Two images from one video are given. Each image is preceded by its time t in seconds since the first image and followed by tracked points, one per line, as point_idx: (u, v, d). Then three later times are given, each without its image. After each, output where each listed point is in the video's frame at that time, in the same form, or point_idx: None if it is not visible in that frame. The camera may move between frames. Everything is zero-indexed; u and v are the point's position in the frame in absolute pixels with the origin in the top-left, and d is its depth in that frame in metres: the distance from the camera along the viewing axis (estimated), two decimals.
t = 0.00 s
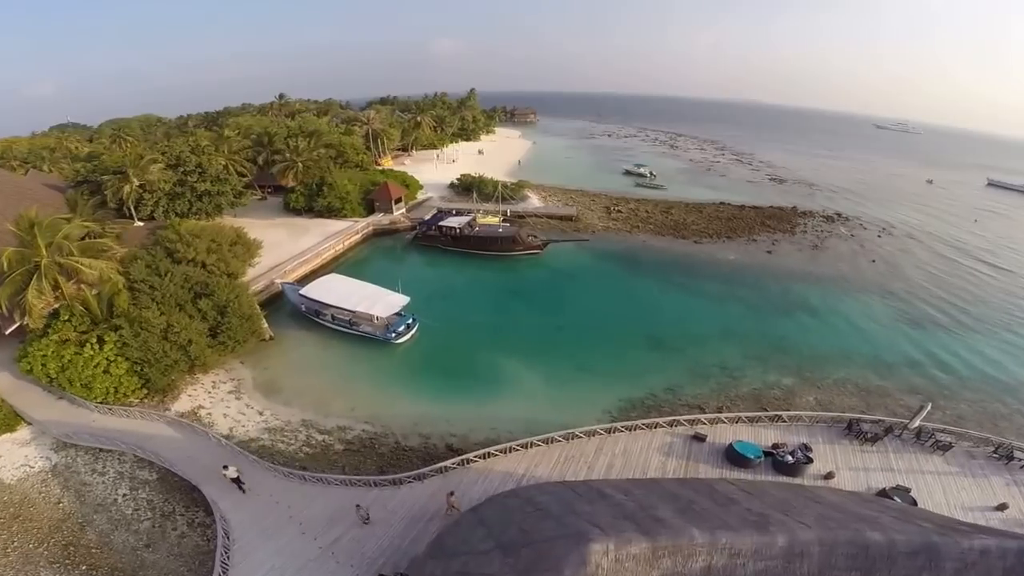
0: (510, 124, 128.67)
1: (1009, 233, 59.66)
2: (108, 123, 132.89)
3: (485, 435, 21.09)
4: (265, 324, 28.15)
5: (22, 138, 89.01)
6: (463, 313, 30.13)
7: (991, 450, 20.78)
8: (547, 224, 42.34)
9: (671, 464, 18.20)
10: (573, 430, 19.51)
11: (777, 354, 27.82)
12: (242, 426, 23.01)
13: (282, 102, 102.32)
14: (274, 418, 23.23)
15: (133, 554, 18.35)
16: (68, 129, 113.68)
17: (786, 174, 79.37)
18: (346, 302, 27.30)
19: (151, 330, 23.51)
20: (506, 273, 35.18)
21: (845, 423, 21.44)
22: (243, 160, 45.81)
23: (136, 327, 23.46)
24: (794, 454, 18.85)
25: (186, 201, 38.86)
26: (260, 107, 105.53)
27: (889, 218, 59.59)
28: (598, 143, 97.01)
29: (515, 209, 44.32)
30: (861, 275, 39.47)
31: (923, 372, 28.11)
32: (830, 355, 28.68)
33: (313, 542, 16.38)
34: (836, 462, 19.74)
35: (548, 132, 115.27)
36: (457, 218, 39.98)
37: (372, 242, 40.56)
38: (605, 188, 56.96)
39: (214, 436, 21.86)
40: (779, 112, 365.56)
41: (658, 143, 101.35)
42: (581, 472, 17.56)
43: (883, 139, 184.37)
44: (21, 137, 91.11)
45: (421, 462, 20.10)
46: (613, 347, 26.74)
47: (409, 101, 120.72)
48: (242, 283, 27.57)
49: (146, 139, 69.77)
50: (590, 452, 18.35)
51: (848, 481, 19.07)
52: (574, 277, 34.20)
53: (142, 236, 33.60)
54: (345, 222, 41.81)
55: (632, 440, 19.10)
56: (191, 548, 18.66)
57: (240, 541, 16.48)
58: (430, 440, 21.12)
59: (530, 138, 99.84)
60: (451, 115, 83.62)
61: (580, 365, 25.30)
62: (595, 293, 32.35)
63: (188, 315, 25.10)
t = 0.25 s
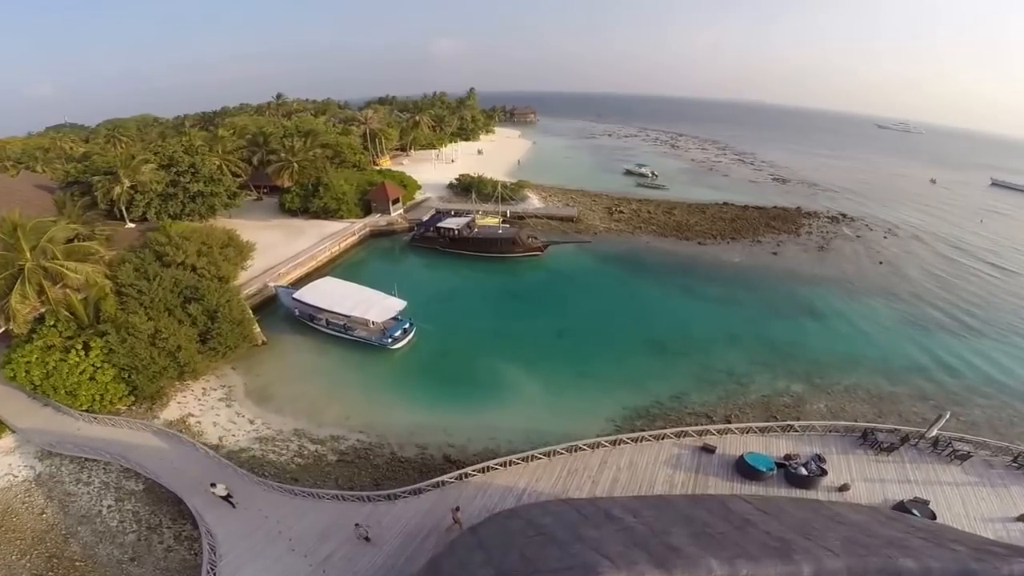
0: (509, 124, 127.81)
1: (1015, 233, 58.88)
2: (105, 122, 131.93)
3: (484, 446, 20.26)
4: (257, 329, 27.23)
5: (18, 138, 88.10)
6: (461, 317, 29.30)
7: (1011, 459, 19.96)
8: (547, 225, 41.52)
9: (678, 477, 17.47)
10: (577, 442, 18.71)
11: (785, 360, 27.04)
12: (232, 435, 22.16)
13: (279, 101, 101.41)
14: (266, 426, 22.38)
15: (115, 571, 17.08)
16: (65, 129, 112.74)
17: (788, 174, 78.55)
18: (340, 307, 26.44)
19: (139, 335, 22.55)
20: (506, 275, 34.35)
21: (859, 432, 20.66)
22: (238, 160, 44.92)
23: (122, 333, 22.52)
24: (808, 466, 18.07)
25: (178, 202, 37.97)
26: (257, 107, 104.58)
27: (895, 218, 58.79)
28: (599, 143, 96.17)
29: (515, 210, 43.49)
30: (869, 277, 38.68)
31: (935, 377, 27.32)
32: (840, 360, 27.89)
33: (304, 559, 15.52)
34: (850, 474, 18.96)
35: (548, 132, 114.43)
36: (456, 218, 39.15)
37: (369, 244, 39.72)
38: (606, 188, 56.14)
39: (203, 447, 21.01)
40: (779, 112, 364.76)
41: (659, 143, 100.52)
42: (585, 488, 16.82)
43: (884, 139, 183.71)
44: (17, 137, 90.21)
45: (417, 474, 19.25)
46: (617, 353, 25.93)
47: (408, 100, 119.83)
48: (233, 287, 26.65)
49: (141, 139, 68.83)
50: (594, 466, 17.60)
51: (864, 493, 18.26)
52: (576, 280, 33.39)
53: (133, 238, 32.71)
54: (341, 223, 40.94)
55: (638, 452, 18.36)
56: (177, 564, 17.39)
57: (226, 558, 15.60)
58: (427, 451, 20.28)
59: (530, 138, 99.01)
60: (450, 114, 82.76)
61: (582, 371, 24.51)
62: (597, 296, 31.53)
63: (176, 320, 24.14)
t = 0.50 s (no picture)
0: (509, 124, 126.96)
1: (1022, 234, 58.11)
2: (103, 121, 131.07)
3: (483, 457, 19.45)
4: (250, 334, 26.38)
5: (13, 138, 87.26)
6: (460, 321, 28.50)
7: None
8: (548, 226, 40.73)
9: (687, 492, 16.77)
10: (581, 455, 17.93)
11: (794, 365, 26.29)
12: (222, 445, 21.34)
13: (277, 101, 100.58)
14: (257, 436, 21.57)
15: None
16: (61, 129, 111.75)
17: (791, 174, 77.79)
18: (335, 311, 25.63)
19: (125, 342, 21.70)
20: (507, 277, 33.58)
21: (875, 442, 19.88)
22: (232, 160, 44.08)
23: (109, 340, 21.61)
24: (823, 479, 17.33)
25: (171, 203, 37.09)
26: (255, 107, 103.74)
27: (900, 219, 58.01)
28: (599, 143, 95.35)
29: (515, 210, 42.70)
30: (876, 279, 37.96)
31: (948, 382, 26.54)
32: (850, 365, 27.17)
33: None
34: (866, 486, 18.21)
35: (548, 131, 113.67)
36: (455, 219, 38.35)
37: (366, 246, 38.90)
38: (607, 188, 55.36)
39: (190, 459, 20.17)
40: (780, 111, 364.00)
41: (659, 143, 99.68)
42: (589, 504, 16.08)
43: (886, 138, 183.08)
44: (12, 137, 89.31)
45: (414, 486, 18.48)
46: (620, 359, 25.12)
47: (407, 100, 118.88)
48: (225, 291, 25.78)
49: (136, 139, 67.93)
50: (599, 480, 16.86)
51: (881, 506, 17.48)
52: (577, 283, 32.59)
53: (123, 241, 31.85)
54: (338, 224, 40.12)
55: (645, 465, 17.62)
56: None
57: None
58: (424, 463, 19.46)
59: (530, 138, 98.24)
60: (449, 113, 81.91)
61: (585, 377, 23.76)
62: (600, 299, 30.79)
63: (165, 326, 23.24)
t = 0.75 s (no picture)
0: (509, 123, 126.16)
1: None
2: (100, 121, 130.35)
3: (482, 469, 18.68)
4: (242, 338, 25.66)
5: (10, 138, 86.56)
6: (459, 325, 27.74)
7: None
8: (549, 226, 39.95)
9: (696, 506, 16.01)
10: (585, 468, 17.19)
11: (803, 371, 25.53)
12: (212, 455, 20.54)
13: (276, 100, 99.74)
14: (248, 445, 20.78)
15: None
16: (58, 129, 110.93)
17: (794, 174, 77.02)
18: (329, 316, 24.85)
19: (111, 348, 20.97)
20: (507, 279, 32.81)
21: (891, 452, 19.11)
22: (228, 160, 43.26)
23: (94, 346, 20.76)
24: (838, 492, 16.56)
25: (164, 203, 36.29)
26: (253, 106, 102.92)
27: (905, 219, 57.24)
28: (600, 143, 94.55)
29: (515, 211, 41.91)
30: (883, 281, 37.21)
31: (961, 387, 25.77)
32: (860, 370, 26.43)
33: None
34: (883, 497, 17.44)
35: (548, 130, 112.90)
36: (454, 220, 37.58)
37: (364, 247, 38.11)
38: (609, 188, 54.58)
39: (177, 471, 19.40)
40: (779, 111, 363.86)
41: (661, 142, 98.86)
42: (594, 519, 15.32)
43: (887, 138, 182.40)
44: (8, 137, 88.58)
45: (411, 499, 17.70)
46: (624, 365, 24.36)
47: (406, 99, 118.20)
48: (217, 294, 25.03)
49: (132, 139, 67.17)
50: (604, 494, 16.12)
51: (898, 519, 16.69)
52: (579, 285, 31.81)
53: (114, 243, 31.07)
54: (334, 225, 39.31)
55: (652, 478, 16.87)
56: None
57: None
58: (420, 474, 18.68)
59: (530, 138, 97.47)
60: (449, 113, 81.09)
61: (588, 383, 23.01)
62: (603, 302, 30.03)
63: (153, 331, 22.39)
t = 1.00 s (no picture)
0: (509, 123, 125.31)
1: None
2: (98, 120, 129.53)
3: (482, 481, 17.90)
4: (234, 343, 24.92)
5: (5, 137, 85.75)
6: (458, 330, 26.98)
7: None
8: (550, 227, 39.17)
9: (707, 522, 15.24)
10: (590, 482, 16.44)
11: (813, 377, 24.79)
12: (201, 465, 19.72)
13: (274, 100, 98.92)
14: (239, 455, 19.98)
15: None
16: (55, 128, 110.08)
17: (797, 174, 76.23)
18: (323, 320, 24.06)
19: (97, 354, 20.14)
20: (507, 281, 32.06)
21: (908, 462, 18.35)
22: (223, 160, 42.43)
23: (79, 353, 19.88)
24: (856, 505, 15.80)
25: (157, 204, 35.45)
26: (251, 106, 102.14)
27: (911, 220, 56.45)
28: (601, 142, 93.74)
29: (516, 211, 41.13)
30: (892, 283, 36.46)
31: (976, 393, 25.01)
32: (870, 375, 25.71)
33: None
34: (900, 510, 16.67)
35: (549, 130, 112.12)
36: (453, 221, 36.82)
37: (361, 248, 37.33)
38: (611, 188, 53.80)
39: (164, 483, 18.59)
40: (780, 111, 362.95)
41: (662, 142, 98.05)
42: (600, 537, 14.56)
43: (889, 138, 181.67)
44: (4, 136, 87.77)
45: (407, 512, 16.92)
46: (629, 371, 23.61)
47: (406, 98, 117.30)
48: (209, 298, 24.27)
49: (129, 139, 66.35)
50: (610, 511, 15.36)
51: (918, 533, 15.93)
52: (582, 288, 31.04)
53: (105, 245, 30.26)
54: (331, 225, 38.50)
55: (660, 493, 16.10)
56: None
57: None
58: (417, 487, 17.90)
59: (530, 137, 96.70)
60: (449, 112, 80.30)
61: (591, 390, 22.26)
62: (605, 305, 29.30)
63: (140, 337, 21.50)
